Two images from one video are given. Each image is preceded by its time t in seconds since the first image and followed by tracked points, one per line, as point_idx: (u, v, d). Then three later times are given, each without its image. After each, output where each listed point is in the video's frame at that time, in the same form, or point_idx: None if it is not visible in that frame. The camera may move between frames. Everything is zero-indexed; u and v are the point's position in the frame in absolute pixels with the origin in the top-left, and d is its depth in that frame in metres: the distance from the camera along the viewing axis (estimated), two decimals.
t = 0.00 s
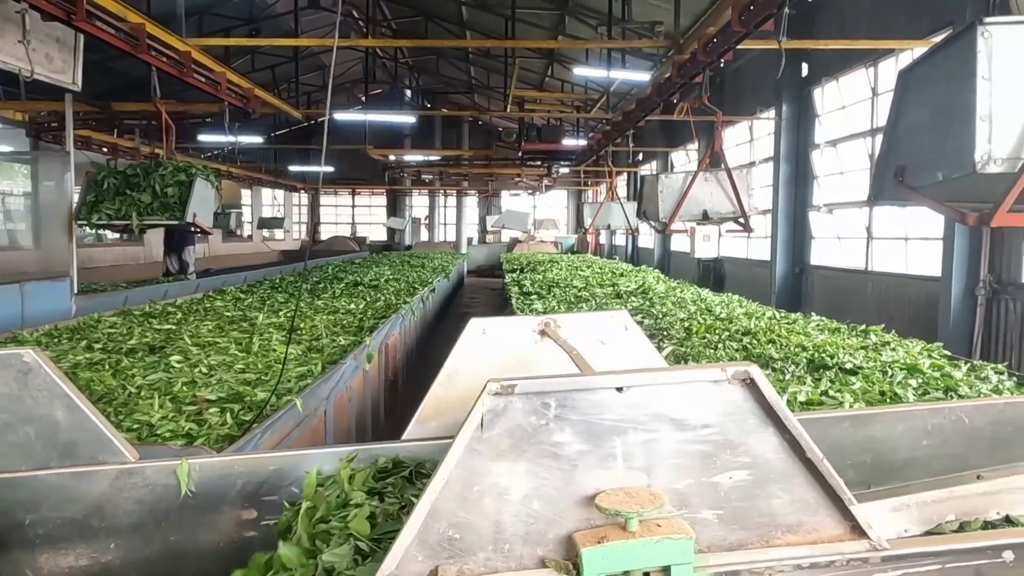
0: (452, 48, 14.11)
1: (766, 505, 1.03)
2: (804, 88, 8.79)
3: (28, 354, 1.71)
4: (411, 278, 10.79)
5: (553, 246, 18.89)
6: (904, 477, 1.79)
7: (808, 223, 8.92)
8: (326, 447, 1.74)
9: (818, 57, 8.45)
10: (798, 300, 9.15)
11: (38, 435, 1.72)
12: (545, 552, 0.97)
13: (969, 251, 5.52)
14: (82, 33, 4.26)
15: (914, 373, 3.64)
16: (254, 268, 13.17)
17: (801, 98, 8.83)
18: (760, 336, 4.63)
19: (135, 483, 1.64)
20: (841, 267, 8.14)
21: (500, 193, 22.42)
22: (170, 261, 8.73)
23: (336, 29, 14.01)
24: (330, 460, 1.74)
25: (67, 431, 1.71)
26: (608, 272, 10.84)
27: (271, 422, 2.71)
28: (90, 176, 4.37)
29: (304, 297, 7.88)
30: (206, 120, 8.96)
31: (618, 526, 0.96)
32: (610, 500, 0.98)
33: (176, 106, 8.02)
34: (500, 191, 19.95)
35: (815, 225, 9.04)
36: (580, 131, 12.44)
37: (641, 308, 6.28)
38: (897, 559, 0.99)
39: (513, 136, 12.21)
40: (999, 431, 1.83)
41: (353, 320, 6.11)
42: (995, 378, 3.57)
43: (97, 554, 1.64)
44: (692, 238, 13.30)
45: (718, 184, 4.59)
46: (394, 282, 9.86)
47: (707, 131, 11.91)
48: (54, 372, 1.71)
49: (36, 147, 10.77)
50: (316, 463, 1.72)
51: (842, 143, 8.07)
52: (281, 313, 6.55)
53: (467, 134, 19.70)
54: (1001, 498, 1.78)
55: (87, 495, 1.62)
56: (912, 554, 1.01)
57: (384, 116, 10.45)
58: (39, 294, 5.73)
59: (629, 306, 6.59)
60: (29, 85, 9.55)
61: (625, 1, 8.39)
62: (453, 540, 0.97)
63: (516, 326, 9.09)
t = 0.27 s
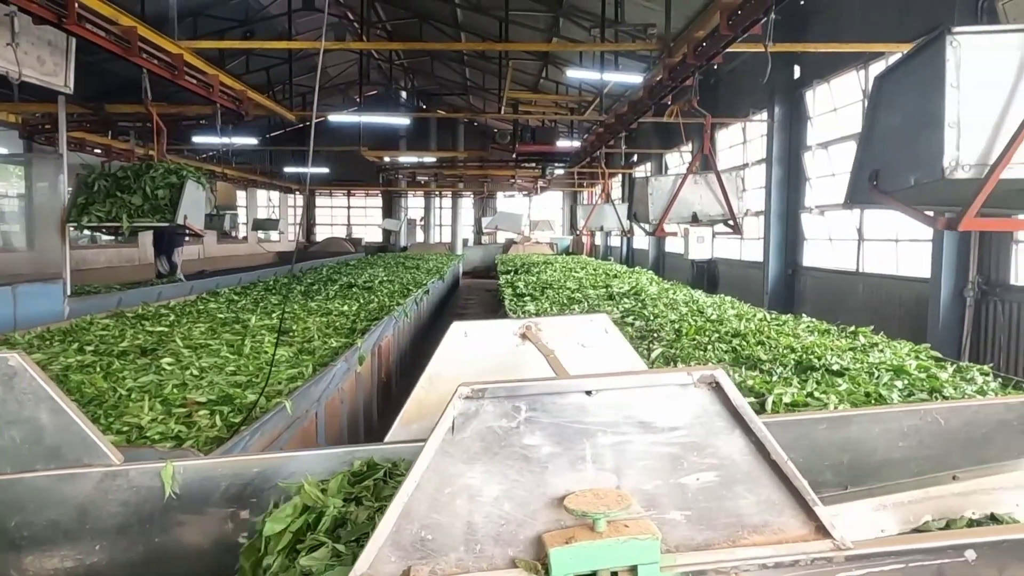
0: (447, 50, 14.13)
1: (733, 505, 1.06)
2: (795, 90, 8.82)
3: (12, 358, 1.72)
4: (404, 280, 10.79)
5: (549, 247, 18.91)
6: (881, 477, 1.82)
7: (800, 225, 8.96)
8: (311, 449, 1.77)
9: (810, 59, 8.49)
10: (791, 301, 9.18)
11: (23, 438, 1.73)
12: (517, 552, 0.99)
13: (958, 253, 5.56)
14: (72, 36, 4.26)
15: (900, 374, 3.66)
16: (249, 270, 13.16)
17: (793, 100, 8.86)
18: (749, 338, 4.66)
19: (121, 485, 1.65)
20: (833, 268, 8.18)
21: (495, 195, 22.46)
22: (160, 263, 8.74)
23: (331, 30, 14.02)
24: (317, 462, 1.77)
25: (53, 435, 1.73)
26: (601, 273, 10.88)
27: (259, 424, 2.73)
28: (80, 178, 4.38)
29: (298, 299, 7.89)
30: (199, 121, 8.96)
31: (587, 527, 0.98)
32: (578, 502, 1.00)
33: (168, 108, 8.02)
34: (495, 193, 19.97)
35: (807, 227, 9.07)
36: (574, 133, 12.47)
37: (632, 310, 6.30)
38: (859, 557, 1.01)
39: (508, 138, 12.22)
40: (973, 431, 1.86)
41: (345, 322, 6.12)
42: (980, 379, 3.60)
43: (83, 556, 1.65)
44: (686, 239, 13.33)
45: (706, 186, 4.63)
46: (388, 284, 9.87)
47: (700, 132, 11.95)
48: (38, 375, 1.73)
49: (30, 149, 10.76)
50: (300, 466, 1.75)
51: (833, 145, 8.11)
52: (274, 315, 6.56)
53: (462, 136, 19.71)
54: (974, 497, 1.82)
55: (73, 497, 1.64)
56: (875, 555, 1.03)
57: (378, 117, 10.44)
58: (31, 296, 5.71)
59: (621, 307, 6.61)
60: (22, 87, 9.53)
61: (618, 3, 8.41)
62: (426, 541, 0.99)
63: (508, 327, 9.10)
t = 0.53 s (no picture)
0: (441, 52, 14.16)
1: (689, 506, 1.09)
2: (786, 93, 8.87)
3: None
4: (398, 282, 10.81)
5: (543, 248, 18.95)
6: (853, 478, 1.85)
7: (791, 227, 9.00)
8: (290, 452, 1.80)
9: (800, 62, 8.54)
10: (782, 303, 9.23)
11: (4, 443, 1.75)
12: (478, 554, 0.99)
13: (945, 254, 5.58)
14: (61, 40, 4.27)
15: (883, 376, 3.70)
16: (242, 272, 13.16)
17: (784, 103, 8.91)
18: (736, 339, 4.69)
19: (101, 488, 1.67)
20: (823, 269, 8.23)
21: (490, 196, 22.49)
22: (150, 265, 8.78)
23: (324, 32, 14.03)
24: (296, 465, 1.79)
25: (34, 440, 1.75)
26: (594, 275, 10.93)
27: (244, 427, 2.74)
28: (69, 181, 4.39)
29: (291, 301, 7.90)
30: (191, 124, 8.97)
31: (545, 528, 1.01)
32: (539, 505, 1.03)
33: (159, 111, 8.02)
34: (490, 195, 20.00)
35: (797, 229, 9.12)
36: (567, 135, 12.50)
37: (622, 312, 6.34)
38: (815, 557, 1.02)
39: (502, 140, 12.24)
40: (943, 433, 1.89)
41: (337, 325, 6.14)
42: (962, 381, 3.64)
43: (63, 558, 1.67)
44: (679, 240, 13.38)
45: (692, 189, 4.67)
46: (381, 286, 9.89)
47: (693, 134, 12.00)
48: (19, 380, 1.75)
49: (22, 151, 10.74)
50: (279, 469, 1.77)
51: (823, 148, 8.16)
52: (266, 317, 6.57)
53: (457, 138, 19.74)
54: (944, 498, 1.86)
55: (54, 500, 1.66)
56: (829, 554, 1.05)
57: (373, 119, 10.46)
58: (24, 300, 5.68)
59: (611, 309, 6.65)
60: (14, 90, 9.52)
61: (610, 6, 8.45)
62: (390, 542, 1.01)
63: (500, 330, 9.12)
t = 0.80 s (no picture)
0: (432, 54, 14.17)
1: (637, 508, 1.11)
2: (774, 95, 8.91)
3: None
4: (388, 283, 10.82)
5: (536, 250, 18.96)
6: (819, 478, 1.88)
7: (779, 229, 9.04)
8: (259, 454, 1.81)
9: (788, 64, 8.58)
10: (771, 304, 9.26)
11: None
12: (428, 555, 1.00)
13: (928, 256, 5.58)
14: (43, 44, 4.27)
15: (862, 377, 3.72)
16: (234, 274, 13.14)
17: (772, 104, 8.94)
18: (719, 341, 4.71)
19: (69, 492, 1.68)
20: (811, 270, 8.27)
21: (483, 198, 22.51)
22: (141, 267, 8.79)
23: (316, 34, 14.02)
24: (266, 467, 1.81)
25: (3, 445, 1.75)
26: (585, 276, 10.96)
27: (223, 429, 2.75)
28: (52, 185, 4.40)
29: (280, 304, 7.90)
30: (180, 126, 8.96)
31: (493, 530, 1.02)
32: (487, 507, 1.04)
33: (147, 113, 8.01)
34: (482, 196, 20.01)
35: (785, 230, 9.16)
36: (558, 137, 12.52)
37: (609, 313, 6.36)
38: (760, 557, 1.04)
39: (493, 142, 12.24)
40: (907, 433, 1.92)
41: (324, 327, 6.14)
42: (940, 381, 3.67)
43: (32, 561, 1.67)
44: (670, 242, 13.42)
45: (676, 192, 4.69)
46: (370, 288, 9.89)
47: (683, 136, 12.03)
48: None
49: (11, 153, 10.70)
50: (248, 472, 1.79)
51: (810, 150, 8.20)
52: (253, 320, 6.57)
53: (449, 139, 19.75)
54: (911, 498, 1.91)
55: (22, 504, 1.66)
56: (774, 554, 1.06)
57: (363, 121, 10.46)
58: (10, 302, 5.66)
59: (598, 311, 6.67)
60: (1, 92, 9.46)
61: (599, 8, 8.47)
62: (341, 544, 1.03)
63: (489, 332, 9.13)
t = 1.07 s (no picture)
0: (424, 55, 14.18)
1: (597, 509, 1.12)
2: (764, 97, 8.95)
3: None
4: (380, 285, 10.82)
5: (529, 251, 18.97)
6: (791, 479, 1.90)
7: (769, 230, 9.08)
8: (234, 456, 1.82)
9: (777, 66, 8.62)
10: (762, 305, 9.30)
11: None
12: (391, 556, 1.01)
13: (914, 257, 5.61)
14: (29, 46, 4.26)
15: (846, 378, 3.75)
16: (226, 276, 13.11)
17: (762, 106, 8.98)
18: (706, 342, 4.73)
19: (44, 495, 1.69)
20: (800, 272, 8.31)
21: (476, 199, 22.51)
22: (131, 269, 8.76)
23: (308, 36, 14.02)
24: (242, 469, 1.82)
25: None
26: (576, 277, 10.98)
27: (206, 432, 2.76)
28: (37, 187, 4.39)
29: (270, 305, 7.90)
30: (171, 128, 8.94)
31: (454, 531, 1.03)
32: (448, 509, 1.05)
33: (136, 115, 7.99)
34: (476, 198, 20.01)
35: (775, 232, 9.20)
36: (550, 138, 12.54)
37: (598, 315, 6.38)
38: (718, 557, 1.06)
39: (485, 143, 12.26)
40: (878, 435, 1.94)
41: (313, 329, 6.14)
42: (922, 382, 3.70)
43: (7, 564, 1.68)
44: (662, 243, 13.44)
45: (662, 193, 4.71)
46: (361, 290, 9.89)
47: (674, 138, 12.07)
48: None
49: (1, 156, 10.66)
50: (223, 473, 1.80)
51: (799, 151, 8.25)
52: (242, 322, 6.57)
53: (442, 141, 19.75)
54: (882, 498, 1.93)
55: None
56: (732, 554, 1.08)
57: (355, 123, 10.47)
58: None
59: (587, 312, 6.69)
60: None
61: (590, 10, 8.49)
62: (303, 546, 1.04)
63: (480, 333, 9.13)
